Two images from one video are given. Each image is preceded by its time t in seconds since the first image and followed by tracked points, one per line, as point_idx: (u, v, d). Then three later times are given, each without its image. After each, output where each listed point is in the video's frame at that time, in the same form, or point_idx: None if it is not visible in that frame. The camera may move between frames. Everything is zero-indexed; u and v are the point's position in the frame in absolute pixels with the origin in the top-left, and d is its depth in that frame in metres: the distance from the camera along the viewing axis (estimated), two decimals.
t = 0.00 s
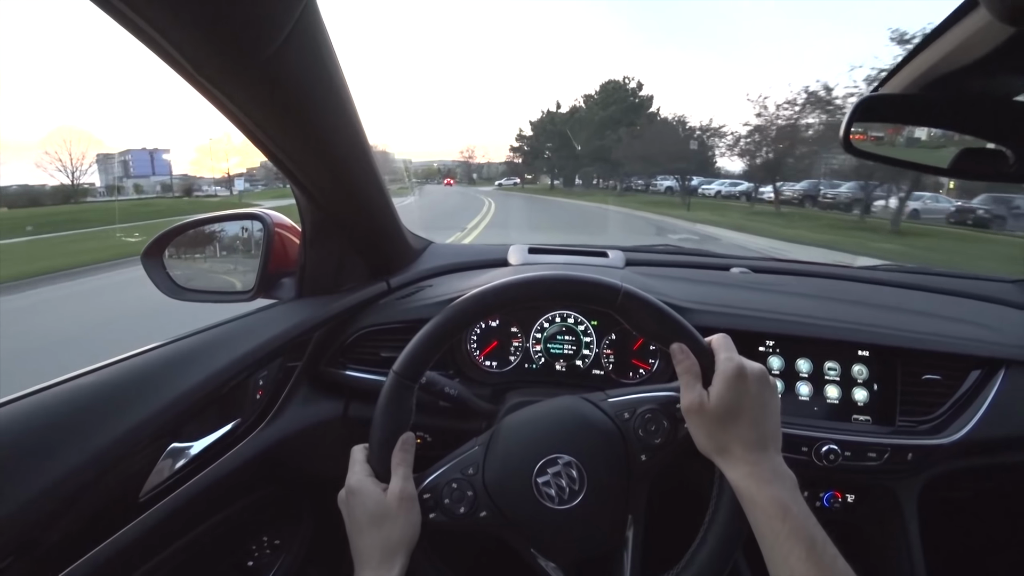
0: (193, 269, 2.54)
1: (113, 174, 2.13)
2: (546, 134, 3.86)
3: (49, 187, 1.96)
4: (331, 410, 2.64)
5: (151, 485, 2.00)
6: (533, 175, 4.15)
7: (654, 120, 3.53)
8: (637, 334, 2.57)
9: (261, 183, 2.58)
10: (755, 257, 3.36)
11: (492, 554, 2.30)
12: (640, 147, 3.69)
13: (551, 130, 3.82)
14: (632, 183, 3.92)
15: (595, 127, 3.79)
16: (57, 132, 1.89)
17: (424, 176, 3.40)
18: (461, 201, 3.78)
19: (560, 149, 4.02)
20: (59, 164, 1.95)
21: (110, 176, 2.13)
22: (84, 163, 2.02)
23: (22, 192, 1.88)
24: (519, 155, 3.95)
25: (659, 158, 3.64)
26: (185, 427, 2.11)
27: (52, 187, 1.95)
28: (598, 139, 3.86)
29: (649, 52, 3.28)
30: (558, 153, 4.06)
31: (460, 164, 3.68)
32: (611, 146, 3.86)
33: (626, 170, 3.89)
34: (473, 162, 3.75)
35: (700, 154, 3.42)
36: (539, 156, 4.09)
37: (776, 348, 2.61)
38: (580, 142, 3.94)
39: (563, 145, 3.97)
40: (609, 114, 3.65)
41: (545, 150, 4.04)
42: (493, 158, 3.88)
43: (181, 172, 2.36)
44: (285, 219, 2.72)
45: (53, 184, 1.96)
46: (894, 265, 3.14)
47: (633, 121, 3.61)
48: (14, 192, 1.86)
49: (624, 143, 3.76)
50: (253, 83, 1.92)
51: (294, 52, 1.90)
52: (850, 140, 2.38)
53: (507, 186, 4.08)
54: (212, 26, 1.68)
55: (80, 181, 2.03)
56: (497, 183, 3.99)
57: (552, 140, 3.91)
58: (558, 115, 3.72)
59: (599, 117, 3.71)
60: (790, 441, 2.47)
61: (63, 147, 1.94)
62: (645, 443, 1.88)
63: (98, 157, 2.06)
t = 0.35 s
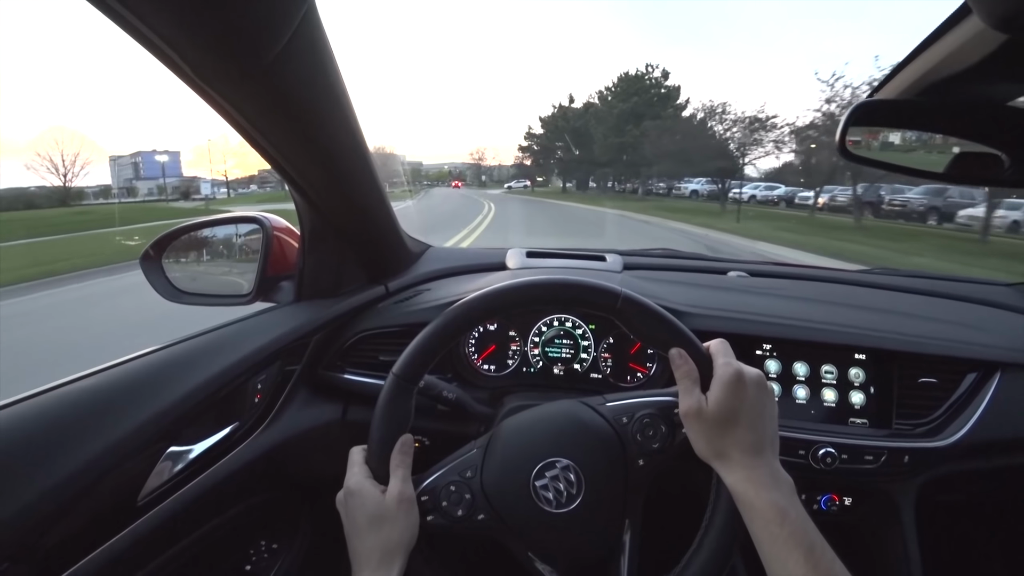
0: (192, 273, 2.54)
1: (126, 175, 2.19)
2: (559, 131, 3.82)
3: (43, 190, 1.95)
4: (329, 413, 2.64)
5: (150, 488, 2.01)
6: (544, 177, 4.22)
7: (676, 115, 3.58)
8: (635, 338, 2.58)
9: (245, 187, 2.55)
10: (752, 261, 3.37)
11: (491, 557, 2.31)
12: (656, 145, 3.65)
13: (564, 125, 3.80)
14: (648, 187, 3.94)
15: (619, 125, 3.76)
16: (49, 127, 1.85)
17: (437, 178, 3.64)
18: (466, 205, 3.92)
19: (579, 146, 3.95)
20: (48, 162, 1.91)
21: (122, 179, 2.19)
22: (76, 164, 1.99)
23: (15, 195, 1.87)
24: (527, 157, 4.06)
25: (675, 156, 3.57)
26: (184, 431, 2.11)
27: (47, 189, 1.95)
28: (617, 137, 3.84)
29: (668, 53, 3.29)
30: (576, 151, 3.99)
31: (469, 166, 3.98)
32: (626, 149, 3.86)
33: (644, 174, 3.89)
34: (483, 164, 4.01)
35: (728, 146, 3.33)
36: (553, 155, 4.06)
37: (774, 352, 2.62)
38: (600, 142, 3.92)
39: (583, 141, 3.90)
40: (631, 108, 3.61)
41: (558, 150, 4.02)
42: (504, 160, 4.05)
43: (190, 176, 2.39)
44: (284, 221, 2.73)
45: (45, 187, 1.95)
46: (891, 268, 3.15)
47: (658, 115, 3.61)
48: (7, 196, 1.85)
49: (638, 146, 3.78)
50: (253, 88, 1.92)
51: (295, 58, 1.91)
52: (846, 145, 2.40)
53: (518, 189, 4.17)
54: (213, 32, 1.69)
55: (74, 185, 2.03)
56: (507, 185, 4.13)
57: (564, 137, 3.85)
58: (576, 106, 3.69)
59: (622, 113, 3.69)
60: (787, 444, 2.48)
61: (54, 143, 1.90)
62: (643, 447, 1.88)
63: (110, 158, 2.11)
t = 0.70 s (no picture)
0: (190, 274, 2.54)
1: (135, 178, 2.21)
2: (569, 126, 3.73)
3: (36, 193, 1.95)
4: (326, 415, 2.63)
5: (146, 491, 1.99)
6: (555, 180, 4.09)
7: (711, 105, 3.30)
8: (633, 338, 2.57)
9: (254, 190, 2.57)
10: (750, 261, 3.37)
11: (490, 559, 2.30)
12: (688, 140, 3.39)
13: (578, 119, 3.70)
14: (669, 191, 3.66)
15: (645, 115, 3.62)
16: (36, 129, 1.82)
17: (446, 181, 3.90)
18: (468, 207, 3.99)
19: (587, 142, 3.85)
20: (37, 164, 1.89)
21: (132, 182, 2.21)
22: (66, 166, 1.96)
23: (7, 200, 1.87)
24: (536, 158, 4.01)
25: (706, 151, 3.33)
26: (180, 433, 2.10)
27: (39, 193, 1.94)
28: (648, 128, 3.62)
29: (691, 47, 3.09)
30: (586, 151, 3.90)
31: (478, 169, 4.13)
32: (659, 145, 3.58)
33: (672, 174, 3.57)
34: (492, 167, 4.11)
35: (758, 146, 3.17)
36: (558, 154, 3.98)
37: (772, 352, 2.62)
38: (619, 137, 3.78)
39: (592, 137, 3.81)
40: (658, 96, 3.44)
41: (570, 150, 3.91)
42: (514, 162, 4.04)
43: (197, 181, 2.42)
44: (281, 224, 2.72)
45: (37, 191, 1.94)
46: (889, 268, 3.15)
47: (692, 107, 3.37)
48: None
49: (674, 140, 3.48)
50: (249, 89, 1.92)
51: (291, 59, 1.90)
52: (845, 145, 2.40)
53: (527, 192, 4.12)
54: (210, 32, 1.68)
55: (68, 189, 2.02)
56: (517, 189, 4.12)
57: (579, 133, 3.73)
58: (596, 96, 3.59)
59: (651, 101, 3.52)
60: (786, 444, 2.48)
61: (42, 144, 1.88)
62: (642, 447, 1.88)
63: (122, 160, 2.13)
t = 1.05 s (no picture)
0: (190, 268, 2.57)
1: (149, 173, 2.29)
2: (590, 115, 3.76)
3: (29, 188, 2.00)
4: (327, 412, 2.62)
5: (146, 487, 1.99)
6: (570, 182, 4.13)
7: (758, 94, 3.09)
8: (636, 339, 2.57)
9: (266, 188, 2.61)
10: (752, 263, 3.37)
11: (491, 558, 2.30)
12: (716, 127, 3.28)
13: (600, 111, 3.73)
14: (702, 194, 3.46)
15: (686, 102, 3.32)
16: (26, 127, 1.84)
17: (458, 181, 3.94)
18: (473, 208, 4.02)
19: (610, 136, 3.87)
20: (30, 162, 1.93)
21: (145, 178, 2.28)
22: (60, 162, 2.01)
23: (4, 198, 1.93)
24: (550, 157, 4.05)
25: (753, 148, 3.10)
26: (181, 430, 2.09)
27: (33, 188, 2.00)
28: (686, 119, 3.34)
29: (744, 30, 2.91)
30: (610, 146, 3.90)
31: (492, 169, 4.15)
32: (698, 139, 3.33)
33: (709, 173, 3.34)
34: (507, 167, 4.13)
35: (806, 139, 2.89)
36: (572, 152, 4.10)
37: (774, 354, 2.61)
38: (651, 128, 3.59)
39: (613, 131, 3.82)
40: (698, 80, 3.18)
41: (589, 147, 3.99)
42: (528, 163, 4.10)
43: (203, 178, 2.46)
44: (284, 221, 2.72)
45: (30, 186, 2.02)
46: (892, 271, 3.16)
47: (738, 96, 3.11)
48: None
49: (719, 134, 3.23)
50: (255, 84, 1.91)
51: (298, 54, 1.90)
52: (851, 149, 2.39)
53: (540, 193, 4.11)
54: (219, 26, 1.68)
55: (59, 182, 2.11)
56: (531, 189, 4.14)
57: (598, 123, 3.81)
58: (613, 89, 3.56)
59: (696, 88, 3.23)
60: (788, 447, 2.48)
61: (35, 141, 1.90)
62: (646, 447, 1.88)
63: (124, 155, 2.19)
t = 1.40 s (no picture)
0: (189, 264, 2.54)
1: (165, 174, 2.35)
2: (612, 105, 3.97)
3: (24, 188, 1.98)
4: (325, 410, 2.62)
5: (143, 485, 1.98)
6: (586, 182, 4.32)
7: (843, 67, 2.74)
8: (634, 339, 2.57)
9: (270, 188, 2.62)
10: (751, 264, 3.37)
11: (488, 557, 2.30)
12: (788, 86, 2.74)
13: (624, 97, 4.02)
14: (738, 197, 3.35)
15: (745, 83, 3.10)
16: (17, 123, 1.84)
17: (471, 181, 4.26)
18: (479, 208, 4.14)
19: (639, 127, 4.00)
20: (23, 161, 1.92)
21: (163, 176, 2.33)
22: (54, 161, 2.00)
23: None
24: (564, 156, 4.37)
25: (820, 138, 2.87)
26: (178, 427, 2.09)
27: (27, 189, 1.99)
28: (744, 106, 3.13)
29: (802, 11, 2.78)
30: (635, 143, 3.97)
31: (506, 169, 4.47)
32: (755, 128, 3.10)
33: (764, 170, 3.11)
34: (519, 167, 4.46)
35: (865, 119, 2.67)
36: (591, 147, 4.38)
37: (773, 355, 2.61)
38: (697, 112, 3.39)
39: (650, 119, 3.90)
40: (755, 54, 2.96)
41: (609, 142, 4.27)
42: (540, 164, 4.44)
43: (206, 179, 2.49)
44: (283, 219, 2.72)
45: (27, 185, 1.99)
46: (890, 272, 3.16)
47: (808, 75, 2.84)
48: None
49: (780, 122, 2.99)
50: (254, 81, 1.91)
51: (297, 50, 1.90)
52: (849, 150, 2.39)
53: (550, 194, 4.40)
54: (218, 23, 1.68)
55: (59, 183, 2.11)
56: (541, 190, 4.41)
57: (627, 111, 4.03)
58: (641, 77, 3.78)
59: (759, 62, 2.99)
60: (786, 448, 2.47)
61: (26, 141, 1.90)
62: (643, 447, 1.87)
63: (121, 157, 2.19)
